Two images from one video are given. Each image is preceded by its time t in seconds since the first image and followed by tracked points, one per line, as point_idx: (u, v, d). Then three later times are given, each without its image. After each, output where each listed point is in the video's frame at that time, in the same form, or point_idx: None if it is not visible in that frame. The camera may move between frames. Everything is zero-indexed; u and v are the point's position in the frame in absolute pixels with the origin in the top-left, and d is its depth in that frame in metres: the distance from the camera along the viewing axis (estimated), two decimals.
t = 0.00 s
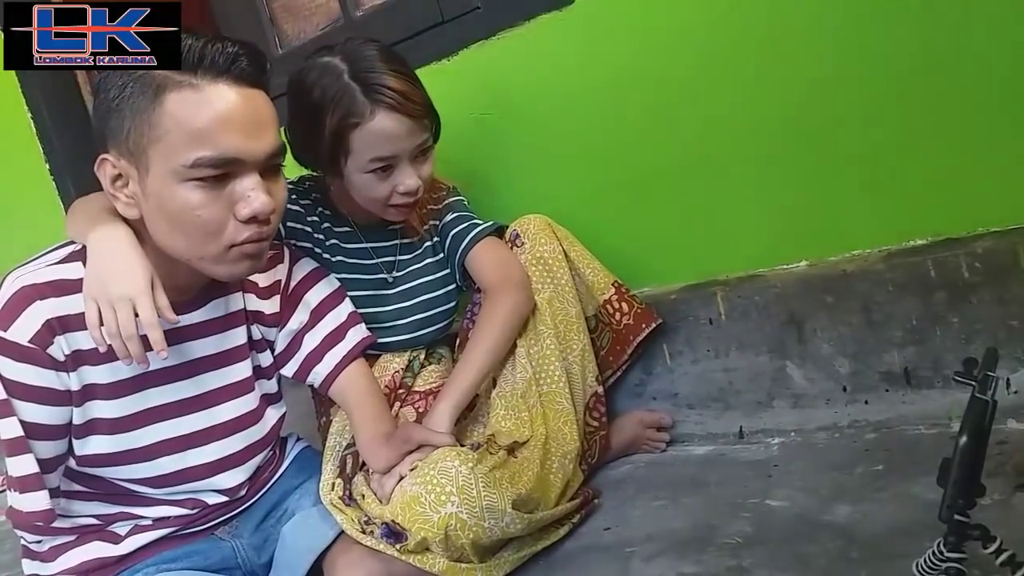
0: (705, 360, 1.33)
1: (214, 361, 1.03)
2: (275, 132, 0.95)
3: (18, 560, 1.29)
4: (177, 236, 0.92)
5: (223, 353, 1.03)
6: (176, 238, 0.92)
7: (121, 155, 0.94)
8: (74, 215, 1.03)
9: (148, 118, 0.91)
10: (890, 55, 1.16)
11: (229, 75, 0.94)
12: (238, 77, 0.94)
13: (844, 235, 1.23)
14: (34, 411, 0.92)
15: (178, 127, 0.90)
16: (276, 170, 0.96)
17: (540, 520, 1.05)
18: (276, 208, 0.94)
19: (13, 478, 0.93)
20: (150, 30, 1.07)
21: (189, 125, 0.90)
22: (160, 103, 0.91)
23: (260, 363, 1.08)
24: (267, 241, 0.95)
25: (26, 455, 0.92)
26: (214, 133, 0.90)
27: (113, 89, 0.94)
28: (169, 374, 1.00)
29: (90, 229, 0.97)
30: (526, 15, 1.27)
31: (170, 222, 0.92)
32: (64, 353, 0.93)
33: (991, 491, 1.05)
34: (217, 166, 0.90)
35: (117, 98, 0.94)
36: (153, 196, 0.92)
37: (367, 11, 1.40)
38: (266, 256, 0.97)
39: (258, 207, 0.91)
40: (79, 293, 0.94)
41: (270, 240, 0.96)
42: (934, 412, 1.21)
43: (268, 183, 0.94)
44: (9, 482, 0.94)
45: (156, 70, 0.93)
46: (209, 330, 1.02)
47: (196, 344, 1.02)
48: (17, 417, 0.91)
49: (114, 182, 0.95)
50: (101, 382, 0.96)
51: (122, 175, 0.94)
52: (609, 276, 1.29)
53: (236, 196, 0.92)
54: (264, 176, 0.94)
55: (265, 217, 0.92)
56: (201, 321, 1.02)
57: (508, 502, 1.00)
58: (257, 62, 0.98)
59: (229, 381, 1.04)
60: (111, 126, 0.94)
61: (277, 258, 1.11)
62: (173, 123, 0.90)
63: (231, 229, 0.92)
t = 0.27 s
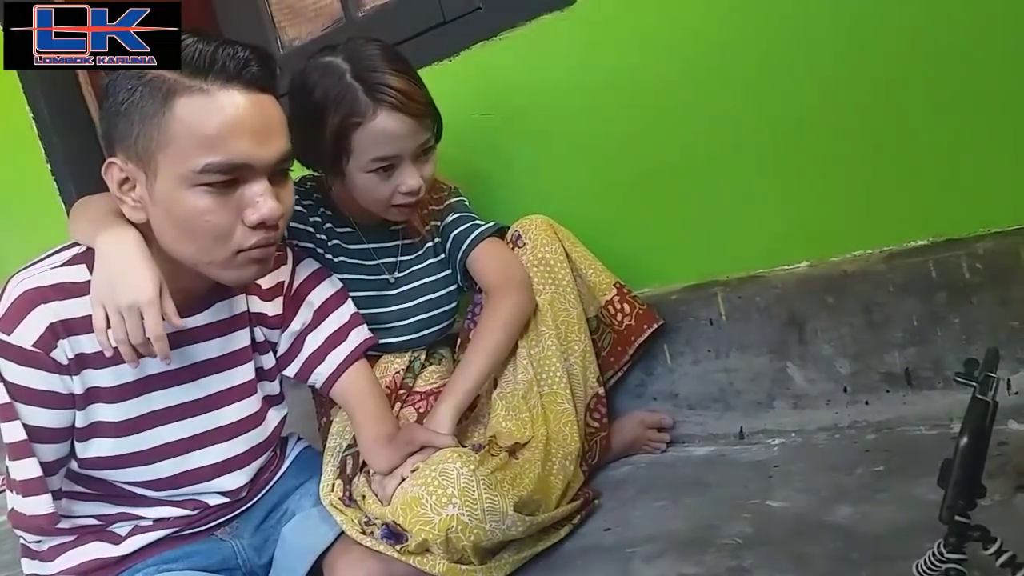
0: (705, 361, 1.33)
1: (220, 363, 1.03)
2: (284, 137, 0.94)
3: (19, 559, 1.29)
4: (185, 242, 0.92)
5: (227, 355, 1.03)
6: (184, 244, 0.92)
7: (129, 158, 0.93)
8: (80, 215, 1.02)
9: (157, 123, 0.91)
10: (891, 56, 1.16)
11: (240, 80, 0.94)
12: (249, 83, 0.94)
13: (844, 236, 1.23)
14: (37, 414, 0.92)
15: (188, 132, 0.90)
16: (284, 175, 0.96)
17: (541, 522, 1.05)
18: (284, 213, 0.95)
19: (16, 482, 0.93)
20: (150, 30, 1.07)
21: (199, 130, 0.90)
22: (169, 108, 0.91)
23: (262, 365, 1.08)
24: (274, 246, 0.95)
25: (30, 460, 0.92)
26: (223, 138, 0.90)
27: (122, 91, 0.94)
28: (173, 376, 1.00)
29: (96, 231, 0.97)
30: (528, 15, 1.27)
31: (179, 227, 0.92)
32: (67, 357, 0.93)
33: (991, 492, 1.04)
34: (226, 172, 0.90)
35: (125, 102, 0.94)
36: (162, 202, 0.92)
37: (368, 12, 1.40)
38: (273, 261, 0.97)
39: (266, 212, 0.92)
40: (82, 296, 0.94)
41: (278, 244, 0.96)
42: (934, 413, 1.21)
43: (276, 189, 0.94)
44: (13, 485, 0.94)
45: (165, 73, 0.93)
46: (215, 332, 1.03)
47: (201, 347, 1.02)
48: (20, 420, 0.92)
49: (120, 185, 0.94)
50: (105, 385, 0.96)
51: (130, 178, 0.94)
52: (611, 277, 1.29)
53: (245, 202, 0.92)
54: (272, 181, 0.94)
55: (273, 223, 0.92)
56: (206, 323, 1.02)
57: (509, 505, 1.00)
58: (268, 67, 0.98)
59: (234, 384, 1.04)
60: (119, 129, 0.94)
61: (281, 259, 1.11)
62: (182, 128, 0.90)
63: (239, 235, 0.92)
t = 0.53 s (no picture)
0: (707, 360, 1.33)
1: (221, 366, 1.03)
2: (288, 141, 0.94)
3: (21, 560, 1.29)
4: (189, 246, 0.92)
5: (229, 357, 1.03)
6: (187, 248, 0.92)
7: (132, 162, 0.93)
8: (82, 216, 1.02)
9: (160, 126, 0.91)
10: (891, 55, 1.16)
11: (242, 84, 0.93)
12: (252, 86, 0.94)
13: (845, 235, 1.23)
14: (39, 418, 0.92)
15: (191, 136, 0.90)
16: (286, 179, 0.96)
17: (543, 522, 1.05)
18: (287, 216, 0.94)
19: (19, 485, 0.93)
20: (151, 31, 1.07)
21: (202, 135, 0.90)
22: (172, 112, 0.91)
23: (264, 366, 1.08)
24: (277, 251, 0.95)
25: (32, 463, 0.93)
26: (227, 143, 0.90)
27: (125, 94, 0.94)
28: (174, 379, 1.00)
29: (98, 233, 0.96)
30: (528, 15, 1.27)
31: (181, 232, 0.92)
32: (69, 360, 0.93)
33: (993, 491, 1.04)
34: (229, 176, 0.90)
35: (128, 106, 0.94)
36: (164, 206, 0.92)
37: (368, 12, 1.40)
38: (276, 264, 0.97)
39: (270, 217, 0.91)
40: (84, 300, 0.94)
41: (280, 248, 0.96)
42: (935, 412, 1.22)
43: (279, 193, 0.94)
44: (15, 490, 0.94)
45: (168, 77, 0.93)
46: (217, 334, 1.03)
47: (202, 349, 1.02)
48: (22, 424, 0.92)
49: (122, 188, 0.94)
50: (106, 388, 0.96)
51: (132, 182, 0.94)
52: (613, 277, 1.29)
53: (248, 206, 0.92)
54: (275, 185, 0.94)
55: (276, 227, 0.92)
56: (207, 326, 1.02)
57: (512, 506, 1.00)
58: (270, 69, 0.98)
59: (235, 386, 1.04)
60: (122, 133, 0.94)
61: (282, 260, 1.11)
62: (186, 132, 0.90)
63: (242, 239, 0.92)
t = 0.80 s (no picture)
0: (708, 359, 1.33)
1: (221, 364, 1.03)
2: (290, 139, 0.94)
3: (22, 559, 1.30)
4: (190, 244, 0.92)
5: (230, 355, 1.03)
6: (188, 245, 0.92)
7: (133, 159, 0.93)
8: (83, 216, 1.02)
9: (162, 123, 0.91)
10: (892, 54, 1.16)
11: (245, 81, 0.93)
12: (255, 84, 0.94)
13: (846, 235, 1.23)
14: (39, 415, 0.92)
15: (193, 133, 0.90)
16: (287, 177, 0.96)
17: (545, 521, 1.05)
18: (288, 214, 0.94)
19: (19, 483, 0.93)
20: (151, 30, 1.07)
21: (204, 132, 0.90)
22: (174, 109, 0.91)
23: (266, 363, 1.08)
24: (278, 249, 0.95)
25: (31, 461, 0.92)
26: (229, 140, 0.90)
27: (127, 91, 0.94)
28: (174, 377, 1.00)
29: (99, 231, 0.96)
30: (529, 14, 1.27)
31: (183, 229, 0.91)
32: (69, 358, 0.93)
33: (994, 491, 1.04)
34: (231, 174, 0.90)
35: (129, 103, 0.94)
36: (166, 203, 0.92)
37: (370, 10, 1.40)
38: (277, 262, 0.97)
39: (271, 214, 0.91)
40: (85, 297, 0.94)
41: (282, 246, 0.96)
42: (936, 411, 1.21)
43: (280, 191, 0.94)
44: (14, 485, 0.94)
45: (170, 75, 0.93)
46: (218, 332, 1.03)
47: (202, 347, 1.02)
48: (22, 421, 0.92)
49: (124, 186, 0.94)
50: (107, 385, 0.96)
51: (133, 179, 0.94)
52: (614, 276, 1.29)
53: (249, 204, 0.92)
54: (276, 183, 0.94)
55: (278, 225, 0.92)
56: (208, 323, 1.02)
57: (513, 505, 1.00)
58: (273, 68, 0.98)
59: (235, 384, 1.04)
60: (123, 130, 0.94)
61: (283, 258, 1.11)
62: (188, 129, 0.90)
63: (243, 237, 0.92)
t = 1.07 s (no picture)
0: (708, 359, 1.33)
1: (216, 360, 1.03)
2: (287, 134, 0.95)
3: (22, 558, 1.30)
4: (189, 239, 0.92)
5: (226, 352, 1.03)
6: (186, 240, 0.92)
7: (131, 154, 0.93)
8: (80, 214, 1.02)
9: (160, 118, 0.91)
10: (892, 54, 1.16)
11: (242, 77, 0.94)
12: (251, 79, 0.94)
13: (846, 235, 1.23)
14: (35, 410, 0.92)
15: (191, 127, 0.90)
16: (284, 172, 0.96)
17: (547, 523, 1.06)
18: (285, 209, 0.95)
19: (16, 478, 0.93)
20: (150, 30, 1.08)
21: (203, 125, 0.90)
22: (172, 104, 0.91)
23: (263, 361, 1.09)
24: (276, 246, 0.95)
25: (27, 455, 0.92)
26: (227, 134, 0.90)
27: (126, 87, 0.94)
28: (171, 373, 1.00)
29: (96, 227, 0.96)
30: (529, 13, 1.27)
31: (181, 224, 0.92)
32: (65, 353, 0.93)
33: (994, 490, 1.04)
34: (229, 167, 0.91)
35: (127, 99, 0.94)
36: (164, 198, 0.92)
37: (370, 10, 1.41)
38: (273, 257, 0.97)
39: (269, 208, 0.92)
40: (81, 292, 0.94)
41: (278, 240, 0.96)
42: (936, 411, 1.21)
43: (277, 185, 0.95)
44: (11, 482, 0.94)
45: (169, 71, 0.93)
46: (214, 329, 1.03)
47: (197, 343, 1.02)
48: (18, 416, 0.92)
49: (122, 181, 0.94)
50: (102, 381, 0.96)
51: (131, 174, 0.94)
52: (614, 275, 1.29)
53: (247, 198, 0.92)
54: (274, 178, 0.94)
55: (275, 219, 0.93)
56: (205, 319, 1.02)
57: (516, 507, 1.01)
58: (270, 64, 0.98)
59: (231, 381, 1.04)
60: (121, 125, 0.94)
61: (282, 255, 1.11)
62: (185, 123, 0.90)
63: (241, 231, 0.92)
